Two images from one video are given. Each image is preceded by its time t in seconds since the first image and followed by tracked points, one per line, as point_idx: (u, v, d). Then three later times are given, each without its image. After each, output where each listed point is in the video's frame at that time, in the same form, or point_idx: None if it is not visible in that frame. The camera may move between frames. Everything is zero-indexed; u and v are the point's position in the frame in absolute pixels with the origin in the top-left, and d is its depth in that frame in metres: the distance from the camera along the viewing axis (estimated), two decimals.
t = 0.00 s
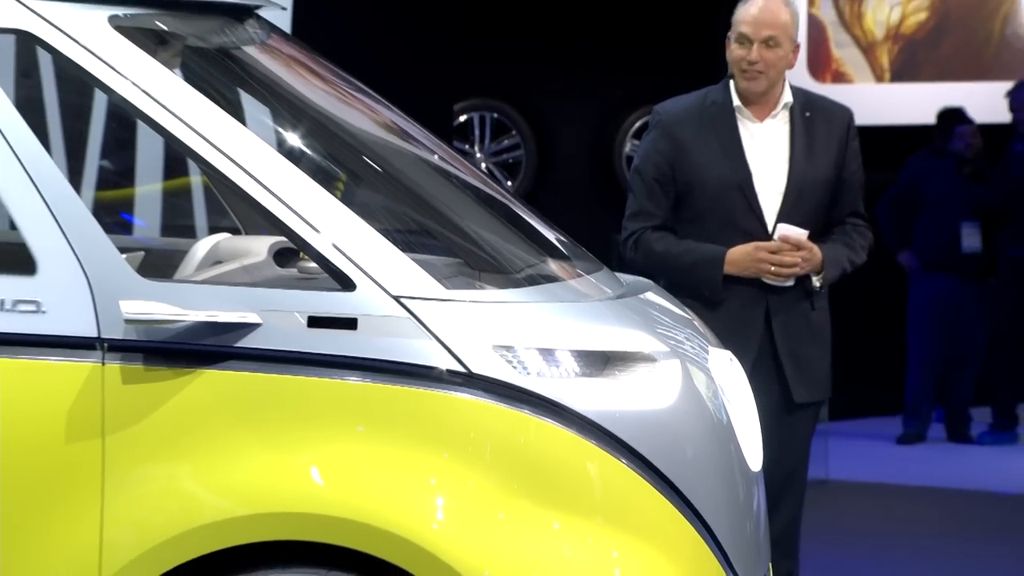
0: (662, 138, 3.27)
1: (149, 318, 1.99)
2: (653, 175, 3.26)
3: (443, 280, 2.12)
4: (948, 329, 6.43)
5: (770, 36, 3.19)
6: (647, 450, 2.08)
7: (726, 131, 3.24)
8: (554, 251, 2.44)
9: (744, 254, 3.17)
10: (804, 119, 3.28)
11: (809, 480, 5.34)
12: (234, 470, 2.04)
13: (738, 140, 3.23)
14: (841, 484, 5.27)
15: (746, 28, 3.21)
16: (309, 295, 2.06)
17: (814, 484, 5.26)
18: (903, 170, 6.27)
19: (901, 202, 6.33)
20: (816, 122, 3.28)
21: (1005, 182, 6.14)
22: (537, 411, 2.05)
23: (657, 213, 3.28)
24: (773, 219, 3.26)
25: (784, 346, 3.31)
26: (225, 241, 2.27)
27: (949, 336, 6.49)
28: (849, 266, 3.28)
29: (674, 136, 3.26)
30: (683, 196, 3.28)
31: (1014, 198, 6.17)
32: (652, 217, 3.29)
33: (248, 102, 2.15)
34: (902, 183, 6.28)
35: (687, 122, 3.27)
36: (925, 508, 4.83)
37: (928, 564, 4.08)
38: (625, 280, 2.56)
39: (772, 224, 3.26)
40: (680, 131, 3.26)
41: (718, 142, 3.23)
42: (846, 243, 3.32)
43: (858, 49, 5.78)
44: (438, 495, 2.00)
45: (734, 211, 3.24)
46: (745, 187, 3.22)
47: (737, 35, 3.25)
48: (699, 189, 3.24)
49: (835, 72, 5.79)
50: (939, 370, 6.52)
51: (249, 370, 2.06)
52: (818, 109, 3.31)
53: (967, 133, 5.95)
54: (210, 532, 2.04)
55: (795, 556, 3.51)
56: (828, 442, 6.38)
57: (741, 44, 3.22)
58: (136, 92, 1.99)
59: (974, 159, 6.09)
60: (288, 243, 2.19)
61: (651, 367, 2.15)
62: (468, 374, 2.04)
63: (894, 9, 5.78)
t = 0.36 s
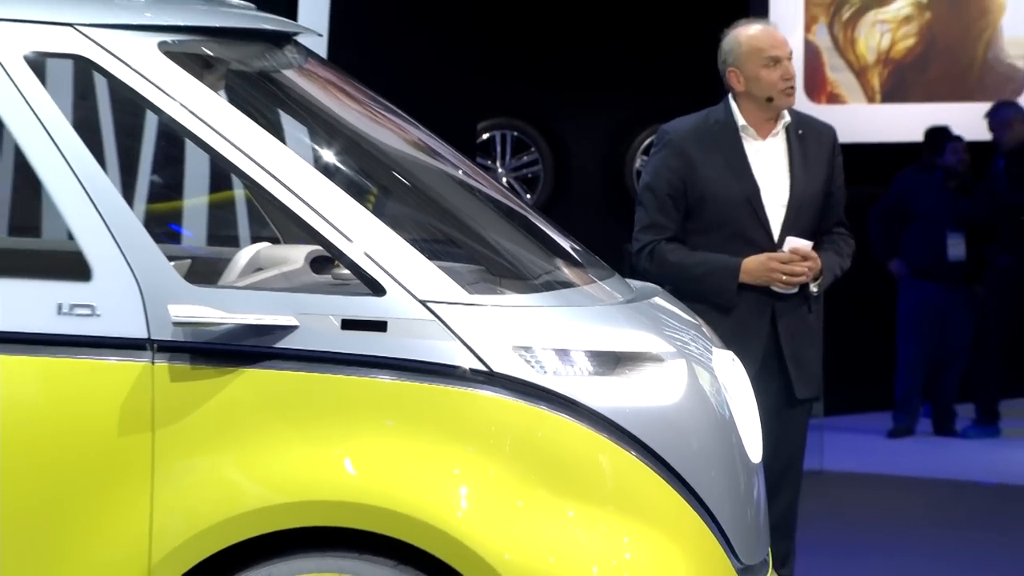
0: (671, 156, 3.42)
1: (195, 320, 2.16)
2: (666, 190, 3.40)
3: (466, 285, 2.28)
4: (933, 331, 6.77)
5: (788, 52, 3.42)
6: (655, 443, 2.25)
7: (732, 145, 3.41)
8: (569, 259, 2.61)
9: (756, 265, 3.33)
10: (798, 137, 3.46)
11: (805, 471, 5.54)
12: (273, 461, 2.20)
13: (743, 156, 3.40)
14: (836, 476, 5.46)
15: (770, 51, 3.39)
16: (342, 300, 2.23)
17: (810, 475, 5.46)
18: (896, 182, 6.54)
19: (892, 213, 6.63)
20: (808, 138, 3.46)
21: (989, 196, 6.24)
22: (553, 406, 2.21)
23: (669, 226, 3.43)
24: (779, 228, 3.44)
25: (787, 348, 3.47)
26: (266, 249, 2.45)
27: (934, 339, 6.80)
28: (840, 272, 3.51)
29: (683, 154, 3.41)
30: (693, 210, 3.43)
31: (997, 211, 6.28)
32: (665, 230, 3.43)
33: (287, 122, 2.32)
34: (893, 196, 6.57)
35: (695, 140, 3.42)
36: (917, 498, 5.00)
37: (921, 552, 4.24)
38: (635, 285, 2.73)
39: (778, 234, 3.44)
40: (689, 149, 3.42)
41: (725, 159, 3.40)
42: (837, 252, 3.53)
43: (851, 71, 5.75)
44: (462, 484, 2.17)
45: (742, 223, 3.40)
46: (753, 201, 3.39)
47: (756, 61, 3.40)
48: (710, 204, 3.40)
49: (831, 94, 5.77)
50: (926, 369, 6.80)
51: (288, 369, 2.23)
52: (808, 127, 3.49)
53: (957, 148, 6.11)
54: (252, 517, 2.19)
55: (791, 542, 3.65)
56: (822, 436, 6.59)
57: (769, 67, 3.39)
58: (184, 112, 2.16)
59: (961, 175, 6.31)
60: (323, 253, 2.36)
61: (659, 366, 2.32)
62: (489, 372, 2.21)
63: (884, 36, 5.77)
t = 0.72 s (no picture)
0: (696, 170, 3.56)
1: (242, 322, 2.33)
2: (695, 204, 3.55)
3: (494, 290, 2.45)
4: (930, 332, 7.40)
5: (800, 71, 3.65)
6: (669, 436, 2.42)
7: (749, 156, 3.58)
8: (589, 266, 2.77)
9: (784, 271, 3.49)
10: (795, 152, 3.68)
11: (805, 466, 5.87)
12: (312, 453, 2.35)
13: (758, 167, 3.58)
14: (838, 467, 5.87)
15: (790, 71, 3.59)
16: (378, 303, 2.39)
17: (814, 471, 5.76)
18: (892, 199, 7.36)
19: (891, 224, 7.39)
20: (803, 154, 3.69)
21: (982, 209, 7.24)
22: (573, 402, 2.38)
23: (699, 236, 3.58)
24: (794, 234, 3.63)
25: (798, 348, 3.66)
26: (308, 256, 2.58)
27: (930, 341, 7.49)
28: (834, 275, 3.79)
29: (709, 168, 3.56)
30: (717, 221, 3.59)
31: (991, 225, 7.28)
32: (694, 240, 3.58)
33: (328, 138, 2.49)
34: (892, 210, 7.36)
35: (717, 154, 3.57)
36: (931, 495, 5.26)
37: (932, 544, 4.44)
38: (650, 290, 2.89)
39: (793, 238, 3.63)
40: (713, 162, 3.56)
41: (744, 172, 3.57)
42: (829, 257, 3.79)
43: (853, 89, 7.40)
44: (489, 474, 2.33)
45: (762, 232, 3.57)
46: (774, 211, 3.57)
47: (778, 79, 3.58)
48: (735, 214, 3.56)
49: (833, 110, 7.39)
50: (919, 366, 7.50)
51: (327, 367, 2.37)
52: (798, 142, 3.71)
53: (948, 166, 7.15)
54: (292, 505, 2.34)
55: (792, 530, 3.78)
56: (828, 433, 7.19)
57: (790, 85, 3.59)
58: (233, 129, 2.33)
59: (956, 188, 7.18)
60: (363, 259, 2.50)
61: (673, 364, 2.48)
62: (515, 370, 2.37)
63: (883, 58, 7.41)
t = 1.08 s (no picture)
0: (714, 180, 3.71)
1: (279, 321, 2.50)
2: (714, 211, 3.71)
3: (512, 293, 2.64)
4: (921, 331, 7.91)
5: (799, 96, 3.80)
6: (674, 428, 2.59)
7: (755, 168, 3.77)
8: (602, 270, 2.95)
9: (795, 275, 3.68)
10: (788, 166, 3.89)
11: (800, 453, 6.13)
12: (344, 443, 2.52)
13: (763, 177, 3.77)
14: (834, 456, 6.11)
15: (779, 90, 3.77)
16: (405, 305, 2.56)
17: (811, 458, 6.01)
18: (885, 212, 7.86)
19: (885, 234, 7.88)
20: (795, 167, 3.92)
21: (969, 216, 7.83)
22: (586, 396, 2.55)
23: (716, 241, 3.74)
24: (796, 240, 3.85)
25: (799, 347, 3.86)
26: (341, 261, 2.81)
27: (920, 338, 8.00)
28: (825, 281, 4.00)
29: (723, 177, 3.72)
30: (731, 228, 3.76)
31: (978, 233, 7.90)
32: (712, 244, 3.73)
33: (360, 153, 2.67)
34: (886, 221, 7.85)
35: (729, 165, 3.74)
36: (924, 482, 5.42)
37: (927, 529, 4.61)
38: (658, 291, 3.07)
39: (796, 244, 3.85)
40: (727, 172, 3.73)
41: (752, 182, 3.75)
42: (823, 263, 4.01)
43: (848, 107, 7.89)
44: (507, 464, 2.49)
45: (769, 239, 3.76)
46: (780, 220, 3.77)
47: (766, 96, 3.78)
48: (748, 221, 3.74)
49: (829, 126, 7.91)
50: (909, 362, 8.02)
51: (357, 364, 2.54)
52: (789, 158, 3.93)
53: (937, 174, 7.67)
54: (326, 492, 2.51)
55: (790, 516, 3.98)
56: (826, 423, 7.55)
57: (775, 103, 3.77)
58: (270, 143, 2.50)
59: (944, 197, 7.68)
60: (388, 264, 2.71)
61: (679, 361, 2.66)
62: (531, 367, 2.55)
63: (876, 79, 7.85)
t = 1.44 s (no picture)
0: (712, 188, 3.93)
1: (314, 320, 2.69)
2: (709, 217, 3.92)
3: (530, 293, 2.83)
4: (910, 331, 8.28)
5: (799, 116, 3.96)
6: (681, 420, 2.79)
7: (756, 176, 3.96)
8: (616, 273, 3.14)
9: (784, 275, 3.85)
10: (798, 176, 4.06)
11: (802, 443, 6.32)
12: (375, 433, 2.70)
13: (765, 187, 3.96)
14: (834, 445, 6.31)
15: (775, 109, 3.96)
16: (431, 304, 2.75)
17: (811, 447, 6.21)
18: (880, 217, 8.27)
19: (878, 237, 8.28)
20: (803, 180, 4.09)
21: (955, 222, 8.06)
22: (599, 389, 2.74)
23: (710, 243, 3.95)
24: (795, 244, 4.03)
25: (799, 344, 4.03)
26: (372, 264, 3.01)
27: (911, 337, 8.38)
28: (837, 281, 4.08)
29: (723, 187, 3.93)
30: (728, 233, 3.96)
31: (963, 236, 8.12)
32: (706, 246, 3.95)
33: (392, 165, 2.88)
34: (879, 226, 8.26)
35: (730, 174, 3.95)
36: (916, 470, 5.62)
37: (921, 513, 4.81)
38: (666, 292, 3.27)
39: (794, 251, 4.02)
40: (726, 181, 3.94)
41: (752, 190, 3.95)
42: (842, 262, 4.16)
43: (846, 120, 8.77)
44: (526, 452, 2.68)
45: (766, 244, 3.95)
46: (777, 226, 3.96)
47: (766, 113, 3.99)
48: (745, 227, 3.94)
49: (830, 137, 8.74)
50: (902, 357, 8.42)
51: (386, 359, 2.72)
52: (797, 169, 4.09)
53: (921, 182, 8.01)
54: (358, 478, 2.69)
55: (790, 503, 4.16)
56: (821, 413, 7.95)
57: (773, 121, 3.96)
58: (308, 155, 2.70)
59: (930, 203, 8.05)
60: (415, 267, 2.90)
61: (686, 357, 2.85)
62: (548, 362, 2.73)
63: (873, 93, 8.74)
